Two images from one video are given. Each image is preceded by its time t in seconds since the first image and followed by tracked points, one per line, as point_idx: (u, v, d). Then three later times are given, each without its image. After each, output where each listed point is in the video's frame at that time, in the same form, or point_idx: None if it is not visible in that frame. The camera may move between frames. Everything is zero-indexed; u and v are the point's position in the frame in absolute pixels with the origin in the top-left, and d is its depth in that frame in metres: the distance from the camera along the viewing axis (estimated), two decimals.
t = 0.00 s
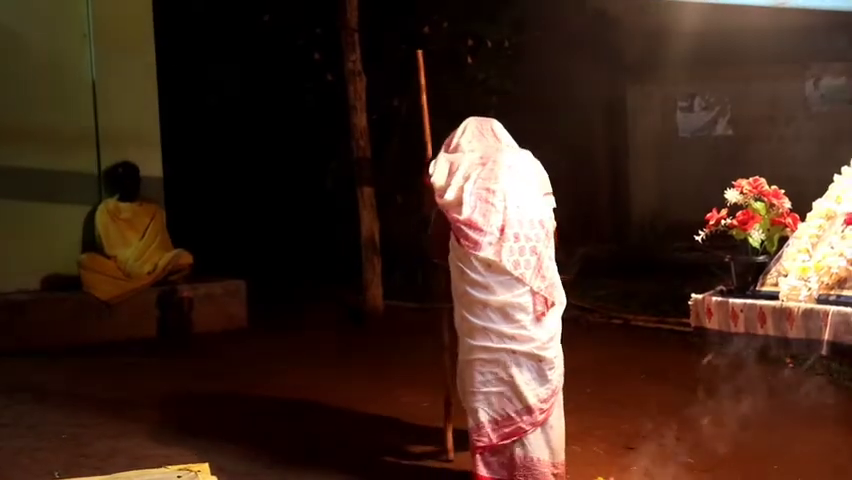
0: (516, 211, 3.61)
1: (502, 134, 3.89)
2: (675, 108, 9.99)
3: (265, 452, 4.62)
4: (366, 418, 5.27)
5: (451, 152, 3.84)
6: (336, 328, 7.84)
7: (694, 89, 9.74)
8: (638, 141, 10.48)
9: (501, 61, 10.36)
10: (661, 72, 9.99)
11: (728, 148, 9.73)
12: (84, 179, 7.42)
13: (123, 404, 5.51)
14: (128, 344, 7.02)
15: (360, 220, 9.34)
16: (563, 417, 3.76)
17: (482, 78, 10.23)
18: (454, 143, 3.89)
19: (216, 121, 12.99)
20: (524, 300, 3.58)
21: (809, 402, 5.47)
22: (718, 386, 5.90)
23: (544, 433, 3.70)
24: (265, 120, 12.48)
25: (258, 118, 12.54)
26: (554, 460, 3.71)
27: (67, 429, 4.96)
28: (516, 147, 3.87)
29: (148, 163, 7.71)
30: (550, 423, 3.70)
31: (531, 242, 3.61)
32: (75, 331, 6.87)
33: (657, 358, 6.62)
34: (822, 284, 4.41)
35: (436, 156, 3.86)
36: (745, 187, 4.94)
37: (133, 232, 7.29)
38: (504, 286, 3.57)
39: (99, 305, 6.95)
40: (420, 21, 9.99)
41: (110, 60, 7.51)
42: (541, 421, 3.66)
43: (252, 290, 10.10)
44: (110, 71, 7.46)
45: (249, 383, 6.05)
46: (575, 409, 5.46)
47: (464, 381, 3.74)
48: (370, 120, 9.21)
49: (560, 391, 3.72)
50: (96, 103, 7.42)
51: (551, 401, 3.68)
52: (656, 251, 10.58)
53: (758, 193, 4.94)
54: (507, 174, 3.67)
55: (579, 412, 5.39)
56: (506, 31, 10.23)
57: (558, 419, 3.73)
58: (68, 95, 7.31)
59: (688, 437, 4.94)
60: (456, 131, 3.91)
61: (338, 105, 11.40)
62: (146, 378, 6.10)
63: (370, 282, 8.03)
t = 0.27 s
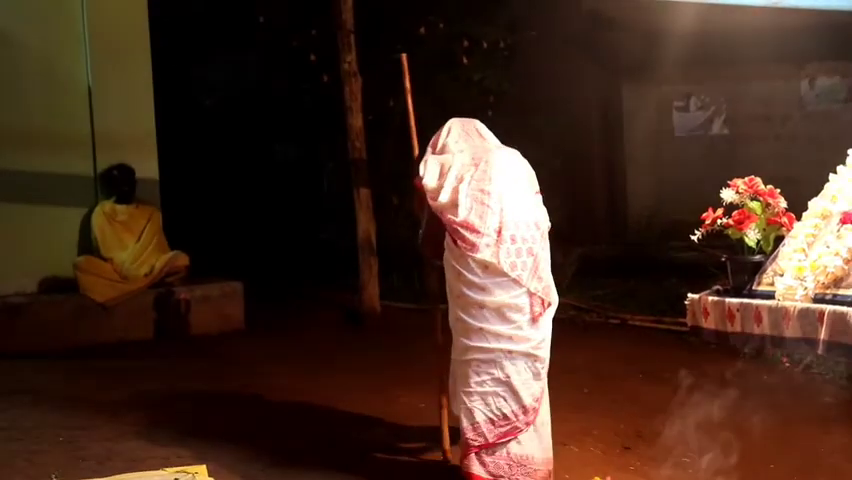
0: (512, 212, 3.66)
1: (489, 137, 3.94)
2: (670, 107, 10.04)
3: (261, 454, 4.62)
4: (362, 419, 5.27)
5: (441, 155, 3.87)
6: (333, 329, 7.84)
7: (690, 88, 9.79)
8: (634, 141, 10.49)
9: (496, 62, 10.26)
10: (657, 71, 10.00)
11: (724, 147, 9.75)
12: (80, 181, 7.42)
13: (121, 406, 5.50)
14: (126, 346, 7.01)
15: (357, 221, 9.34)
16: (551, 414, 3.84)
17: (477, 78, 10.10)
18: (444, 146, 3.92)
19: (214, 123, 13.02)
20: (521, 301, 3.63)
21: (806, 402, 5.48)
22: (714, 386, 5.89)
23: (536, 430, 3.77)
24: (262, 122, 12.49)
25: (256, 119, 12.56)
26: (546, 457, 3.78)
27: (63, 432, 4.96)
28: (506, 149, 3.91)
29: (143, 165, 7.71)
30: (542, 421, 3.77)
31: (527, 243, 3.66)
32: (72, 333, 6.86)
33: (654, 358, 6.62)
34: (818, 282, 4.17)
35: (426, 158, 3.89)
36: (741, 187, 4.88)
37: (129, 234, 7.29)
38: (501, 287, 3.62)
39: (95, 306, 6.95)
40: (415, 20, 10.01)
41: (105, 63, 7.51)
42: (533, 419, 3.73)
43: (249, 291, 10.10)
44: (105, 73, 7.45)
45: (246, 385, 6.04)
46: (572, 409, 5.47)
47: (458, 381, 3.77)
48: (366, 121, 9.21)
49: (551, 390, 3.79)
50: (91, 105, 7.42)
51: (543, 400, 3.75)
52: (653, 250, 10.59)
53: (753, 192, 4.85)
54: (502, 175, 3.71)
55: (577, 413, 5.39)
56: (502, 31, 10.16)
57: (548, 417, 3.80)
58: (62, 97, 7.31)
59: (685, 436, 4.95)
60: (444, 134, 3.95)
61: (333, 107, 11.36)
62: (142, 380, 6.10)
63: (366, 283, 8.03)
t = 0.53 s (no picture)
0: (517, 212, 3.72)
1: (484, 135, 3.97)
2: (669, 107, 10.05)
3: (261, 454, 4.62)
4: (360, 419, 5.28)
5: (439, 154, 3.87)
6: (332, 330, 7.84)
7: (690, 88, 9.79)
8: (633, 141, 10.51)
9: (495, 62, 10.37)
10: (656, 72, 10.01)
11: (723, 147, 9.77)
12: (79, 182, 7.42)
13: (120, 407, 5.50)
14: (125, 347, 7.02)
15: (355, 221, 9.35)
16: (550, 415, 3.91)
17: (476, 79, 10.20)
18: (442, 144, 3.92)
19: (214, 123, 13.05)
20: (526, 301, 3.70)
21: (804, 401, 5.48)
22: (713, 386, 5.90)
23: (536, 428, 3.83)
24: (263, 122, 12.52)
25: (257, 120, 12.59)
26: (546, 454, 3.84)
27: (62, 433, 4.96)
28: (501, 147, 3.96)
29: (142, 166, 7.71)
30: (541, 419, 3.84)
31: (531, 243, 3.73)
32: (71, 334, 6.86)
33: (652, 358, 6.62)
34: (817, 282, 4.16)
35: (425, 157, 3.88)
36: (740, 188, 4.84)
37: (128, 235, 7.28)
38: (507, 287, 3.68)
39: (93, 307, 6.95)
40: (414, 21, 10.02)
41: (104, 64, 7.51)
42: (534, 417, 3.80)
43: (249, 291, 10.11)
44: (104, 75, 7.46)
45: (245, 385, 6.05)
46: (571, 409, 5.47)
47: (458, 381, 3.80)
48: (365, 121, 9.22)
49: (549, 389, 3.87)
50: (90, 106, 7.42)
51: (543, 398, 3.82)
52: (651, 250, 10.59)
53: (752, 193, 4.81)
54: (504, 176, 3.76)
55: (576, 413, 5.39)
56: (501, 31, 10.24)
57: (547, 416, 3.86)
58: (62, 99, 7.32)
59: (684, 436, 4.95)
60: (440, 132, 3.94)
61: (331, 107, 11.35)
62: (141, 381, 6.09)
63: (365, 284, 8.03)
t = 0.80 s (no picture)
0: (532, 213, 3.74)
1: (487, 134, 3.97)
2: (669, 107, 10.04)
3: (263, 452, 4.62)
4: (360, 419, 5.28)
5: (448, 150, 3.84)
6: (332, 330, 7.84)
7: (690, 88, 9.77)
8: (633, 142, 10.52)
9: (496, 62, 10.38)
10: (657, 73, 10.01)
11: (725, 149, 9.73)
12: (79, 182, 7.42)
13: (121, 407, 5.50)
14: (126, 347, 7.01)
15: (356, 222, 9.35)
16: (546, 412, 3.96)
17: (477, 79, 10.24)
18: (449, 141, 3.90)
19: (214, 124, 13.04)
20: (539, 302, 3.74)
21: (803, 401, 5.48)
22: (714, 386, 5.90)
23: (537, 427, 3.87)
24: (265, 122, 12.55)
25: (259, 120, 12.63)
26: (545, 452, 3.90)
27: (63, 433, 4.95)
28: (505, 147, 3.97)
29: (143, 167, 7.71)
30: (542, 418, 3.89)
31: (545, 244, 3.76)
32: (71, 334, 6.85)
33: (653, 358, 6.62)
34: (818, 282, 3.96)
35: (433, 153, 3.84)
36: (741, 187, 4.73)
37: (128, 235, 7.30)
38: (521, 287, 3.69)
39: (93, 307, 6.94)
40: (414, 21, 10.09)
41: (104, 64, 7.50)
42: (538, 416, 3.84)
43: (249, 291, 10.11)
44: (105, 77, 7.46)
45: (246, 385, 6.04)
46: (572, 409, 5.47)
47: (466, 380, 3.78)
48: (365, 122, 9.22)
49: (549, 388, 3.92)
50: (90, 106, 7.42)
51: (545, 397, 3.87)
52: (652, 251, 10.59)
53: (753, 192, 4.70)
54: (516, 177, 3.78)
55: (578, 412, 5.39)
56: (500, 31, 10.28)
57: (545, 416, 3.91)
58: (62, 101, 7.32)
59: (686, 437, 4.94)
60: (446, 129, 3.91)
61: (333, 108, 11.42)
62: (141, 381, 6.09)
63: (366, 284, 8.03)
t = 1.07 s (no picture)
0: (548, 205, 3.75)
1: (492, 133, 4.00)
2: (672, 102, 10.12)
3: (266, 449, 4.62)
4: (363, 415, 5.28)
5: (459, 146, 3.84)
6: (335, 327, 7.84)
7: (692, 84, 9.86)
8: (637, 138, 10.54)
9: (499, 58, 10.31)
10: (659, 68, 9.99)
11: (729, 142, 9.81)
12: (82, 180, 7.43)
13: (125, 404, 5.51)
14: (130, 344, 7.02)
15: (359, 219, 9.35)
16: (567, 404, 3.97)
17: (479, 75, 10.22)
18: (459, 137, 3.89)
19: (216, 122, 13.04)
20: (559, 292, 3.75)
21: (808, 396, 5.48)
22: (718, 381, 5.89)
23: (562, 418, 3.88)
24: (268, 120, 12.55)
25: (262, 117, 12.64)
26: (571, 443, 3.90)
27: (67, 430, 4.96)
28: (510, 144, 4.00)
29: (146, 164, 7.72)
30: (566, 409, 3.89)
31: (562, 236, 3.76)
32: (75, 332, 6.86)
33: (657, 354, 6.62)
34: (821, 278, 3.95)
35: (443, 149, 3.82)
36: (744, 181, 4.67)
37: (131, 232, 7.30)
38: (540, 278, 3.70)
39: (97, 304, 6.94)
40: (416, 17, 10.08)
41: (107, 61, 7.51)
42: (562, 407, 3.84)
43: (252, 289, 10.10)
44: (107, 74, 7.46)
45: (250, 382, 6.04)
46: (576, 404, 5.47)
47: (487, 373, 3.77)
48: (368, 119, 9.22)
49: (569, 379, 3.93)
50: (94, 104, 7.43)
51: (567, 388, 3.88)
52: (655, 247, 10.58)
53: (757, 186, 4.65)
54: (529, 170, 3.80)
55: (581, 407, 5.39)
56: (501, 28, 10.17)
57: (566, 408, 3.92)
58: (64, 99, 7.32)
59: (690, 432, 4.94)
60: (453, 125, 3.91)
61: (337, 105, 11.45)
62: (144, 378, 6.10)
63: (369, 280, 8.03)
